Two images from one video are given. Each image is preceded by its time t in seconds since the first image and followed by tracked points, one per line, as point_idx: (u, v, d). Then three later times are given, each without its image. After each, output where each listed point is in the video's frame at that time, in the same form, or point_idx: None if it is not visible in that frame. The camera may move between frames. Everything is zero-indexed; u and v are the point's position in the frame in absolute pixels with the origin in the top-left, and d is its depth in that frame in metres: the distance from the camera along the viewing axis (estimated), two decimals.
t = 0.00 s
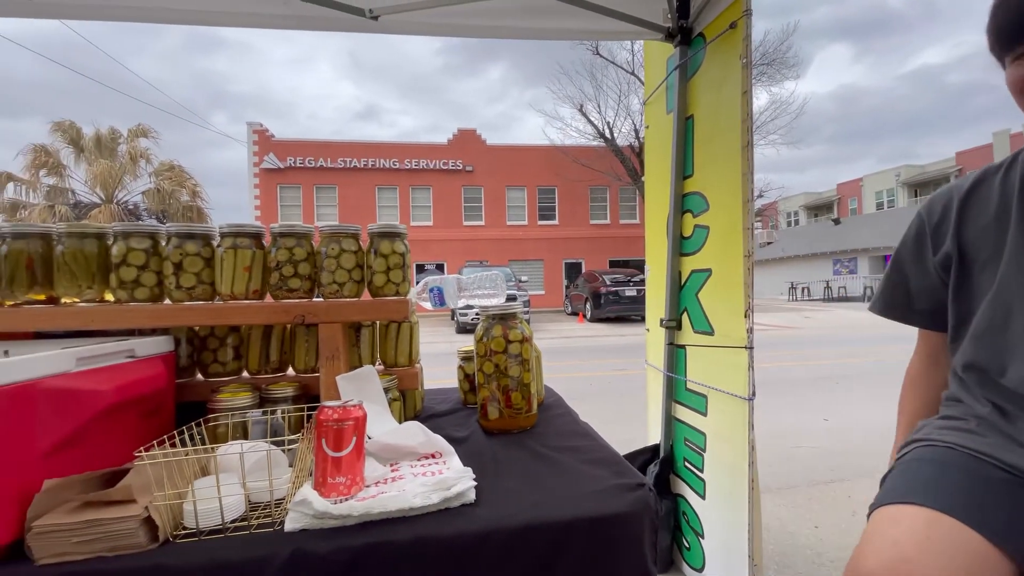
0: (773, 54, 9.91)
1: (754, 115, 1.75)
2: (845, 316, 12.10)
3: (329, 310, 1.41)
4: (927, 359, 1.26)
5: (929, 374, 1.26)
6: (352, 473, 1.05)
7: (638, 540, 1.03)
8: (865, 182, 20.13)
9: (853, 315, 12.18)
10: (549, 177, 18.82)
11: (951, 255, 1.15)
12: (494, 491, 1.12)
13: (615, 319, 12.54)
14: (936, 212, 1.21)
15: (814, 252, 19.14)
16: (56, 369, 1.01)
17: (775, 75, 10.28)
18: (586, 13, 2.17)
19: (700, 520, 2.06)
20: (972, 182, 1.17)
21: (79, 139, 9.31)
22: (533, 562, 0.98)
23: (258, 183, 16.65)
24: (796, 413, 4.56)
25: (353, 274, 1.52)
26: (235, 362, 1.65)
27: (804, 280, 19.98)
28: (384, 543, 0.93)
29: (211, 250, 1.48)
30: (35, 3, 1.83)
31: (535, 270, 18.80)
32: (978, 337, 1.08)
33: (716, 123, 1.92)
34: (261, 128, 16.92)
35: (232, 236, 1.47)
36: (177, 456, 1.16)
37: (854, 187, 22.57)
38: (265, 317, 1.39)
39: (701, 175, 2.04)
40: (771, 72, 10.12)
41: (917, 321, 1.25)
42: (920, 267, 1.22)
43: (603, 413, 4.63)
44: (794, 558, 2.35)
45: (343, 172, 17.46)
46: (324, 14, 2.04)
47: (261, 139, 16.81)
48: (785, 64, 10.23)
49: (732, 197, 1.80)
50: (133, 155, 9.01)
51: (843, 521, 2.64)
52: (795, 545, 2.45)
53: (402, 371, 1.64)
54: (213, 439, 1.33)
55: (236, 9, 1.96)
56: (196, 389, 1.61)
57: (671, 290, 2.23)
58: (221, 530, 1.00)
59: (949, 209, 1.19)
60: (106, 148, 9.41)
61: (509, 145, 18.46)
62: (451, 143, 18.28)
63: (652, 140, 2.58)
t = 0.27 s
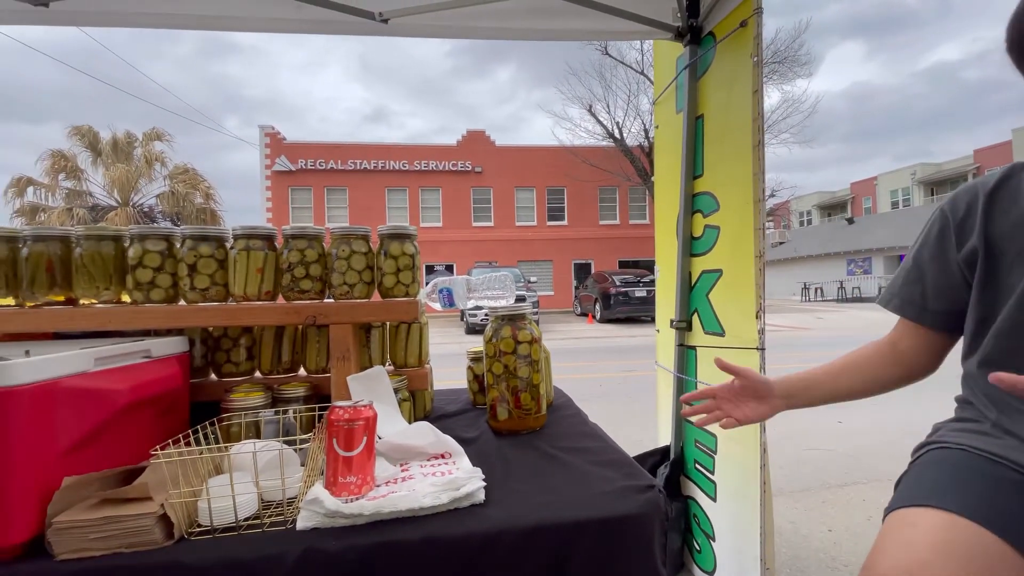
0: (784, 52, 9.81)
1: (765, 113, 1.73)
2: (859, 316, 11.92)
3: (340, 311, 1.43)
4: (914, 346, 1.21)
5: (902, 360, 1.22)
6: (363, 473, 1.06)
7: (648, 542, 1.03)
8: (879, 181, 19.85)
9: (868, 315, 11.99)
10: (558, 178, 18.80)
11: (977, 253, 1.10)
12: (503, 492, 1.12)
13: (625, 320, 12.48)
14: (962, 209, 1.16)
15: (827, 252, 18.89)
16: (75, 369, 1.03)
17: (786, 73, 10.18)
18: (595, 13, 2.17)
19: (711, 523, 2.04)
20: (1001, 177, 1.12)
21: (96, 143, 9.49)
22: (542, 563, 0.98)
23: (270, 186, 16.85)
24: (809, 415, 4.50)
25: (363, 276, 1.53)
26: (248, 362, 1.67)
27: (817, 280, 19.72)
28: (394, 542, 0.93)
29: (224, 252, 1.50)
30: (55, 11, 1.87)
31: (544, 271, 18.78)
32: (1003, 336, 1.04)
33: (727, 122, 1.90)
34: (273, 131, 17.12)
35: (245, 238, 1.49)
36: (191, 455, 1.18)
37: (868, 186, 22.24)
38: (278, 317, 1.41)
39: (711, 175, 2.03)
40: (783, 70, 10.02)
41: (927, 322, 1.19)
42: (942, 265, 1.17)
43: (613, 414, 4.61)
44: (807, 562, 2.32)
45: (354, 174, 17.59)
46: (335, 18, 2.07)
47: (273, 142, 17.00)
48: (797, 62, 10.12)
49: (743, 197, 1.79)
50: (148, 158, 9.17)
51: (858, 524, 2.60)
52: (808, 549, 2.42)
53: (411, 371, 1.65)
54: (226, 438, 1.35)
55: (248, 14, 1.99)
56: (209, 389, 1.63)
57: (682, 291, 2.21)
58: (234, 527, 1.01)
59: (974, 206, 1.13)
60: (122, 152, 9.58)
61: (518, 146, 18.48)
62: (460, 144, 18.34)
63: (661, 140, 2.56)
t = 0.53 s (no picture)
0: (790, 51, 9.76)
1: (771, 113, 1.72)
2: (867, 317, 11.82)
3: (346, 311, 1.44)
4: (912, 335, 1.21)
5: (897, 346, 1.21)
6: (368, 473, 1.06)
7: (655, 542, 1.03)
8: (888, 180, 19.67)
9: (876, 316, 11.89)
10: (563, 178, 18.79)
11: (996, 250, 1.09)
12: (508, 493, 1.12)
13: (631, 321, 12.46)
14: (981, 205, 1.14)
15: (835, 253, 18.75)
16: (85, 369, 1.04)
17: (793, 73, 10.12)
18: (600, 14, 2.17)
19: (717, 525, 2.03)
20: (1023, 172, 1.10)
21: (106, 145, 9.60)
22: (548, 563, 0.98)
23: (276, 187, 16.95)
24: (816, 417, 4.47)
25: (369, 277, 1.54)
26: (255, 363, 1.69)
27: (824, 281, 19.57)
28: (400, 542, 0.94)
29: (231, 253, 1.51)
30: (65, 15, 1.90)
31: (549, 272, 18.77)
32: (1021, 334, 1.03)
33: (732, 122, 1.89)
34: (280, 132, 17.22)
35: (252, 240, 1.50)
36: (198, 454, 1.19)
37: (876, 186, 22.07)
38: (285, 318, 1.42)
39: (716, 175, 2.03)
40: (789, 70, 9.97)
41: (934, 316, 1.18)
42: (957, 260, 1.15)
43: (618, 416, 4.60)
44: (814, 565, 2.30)
45: (359, 175, 17.67)
46: (341, 20, 2.08)
47: (280, 144, 17.12)
48: (803, 62, 10.06)
49: (749, 197, 1.78)
50: (156, 160, 9.25)
51: (866, 527, 2.58)
52: (816, 552, 2.40)
53: (417, 372, 1.66)
54: (233, 438, 1.36)
55: (255, 16, 2.01)
56: (216, 390, 1.64)
57: (687, 292, 2.21)
58: (241, 527, 1.02)
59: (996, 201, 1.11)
60: (130, 154, 9.68)
61: (523, 147, 18.48)
62: (465, 145, 18.38)
63: (667, 140, 2.56)
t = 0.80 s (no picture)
0: (794, 52, 9.74)
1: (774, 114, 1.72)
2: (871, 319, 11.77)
3: (350, 312, 1.44)
4: (919, 336, 1.21)
5: (904, 348, 1.21)
6: (372, 474, 1.06)
7: (658, 543, 1.03)
8: (892, 181, 19.60)
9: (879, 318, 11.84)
10: (566, 179, 18.78)
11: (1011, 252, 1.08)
12: (511, 493, 1.12)
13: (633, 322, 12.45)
14: (997, 206, 1.12)
15: (839, 253, 18.69)
16: (91, 369, 1.05)
17: (796, 73, 10.10)
18: (603, 14, 2.17)
19: (720, 526, 2.03)
20: None
21: (111, 146, 9.66)
22: (551, 564, 0.98)
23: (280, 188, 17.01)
24: (819, 418, 4.46)
25: (372, 277, 1.55)
26: (259, 363, 1.70)
27: (828, 282, 19.50)
28: (403, 542, 0.94)
29: (236, 253, 1.52)
30: (72, 17, 1.91)
31: (551, 272, 18.76)
32: None
33: (735, 123, 1.89)
34: (283, 133, 17.29)
35: (257, 240, 1.51)
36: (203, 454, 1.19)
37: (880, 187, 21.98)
38: (289, 318, 1.42)
39: (719, 176, 2.03)
40: (792, 70, 9.95)
41: (946, 316, 1.17)
42: (971, 261, 1.15)
43: (621, 416, 4.60)
44: (818, 567, 2.30)
45: (362, 176, 17.72)
46: (346, 21, 2.09)
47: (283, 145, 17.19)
48: (807, 62, 10.03)
49: (752, 198, 1.78)
50: (161, 161, 9.29)
51: (870, 529, 2.57)
52: (820, 553, 2.40)
53: (420, 372, 1.67)
54: (237, 438, 1.36)
55: (260, 18, 2.02)
56: (221, 390, 1.65)
57: (690, 293, 2.20)
58: (245, 526, 1.03)
59: (1009, 201, 1.10)
60: (136, 155, 9.74)
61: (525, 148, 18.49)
62: (468, 146, 18.41)
63: (670, 141, 2.56)
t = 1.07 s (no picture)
0: (794, 53, 9.74)
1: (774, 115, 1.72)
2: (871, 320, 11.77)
3: (350, 312, 1.44)
4: (915, 332, 1.20)
5: (899, 345, 1.21)
6: (371, 474, 1.06)
7: (658, 544, 1.03)
8: (892, 182, 19.60)
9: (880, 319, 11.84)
10: (566, 179, 18.79)
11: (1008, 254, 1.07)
12: (511, 494, 1.12)
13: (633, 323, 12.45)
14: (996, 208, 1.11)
15: (839, 254, 18.68)
16: (90, 369, 1.05)
17: (797, 74, 10.10)
18: (603, 15, 2.17)
19: (720, 527, 2.03)
20: None
21: (112, 146, 9.67)
22: (551, 565, 0.98)
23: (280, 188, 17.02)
24: (819, 419, 4.46)
25: (373, 278, 1.55)
26: (259, 363, 1.70)
27: (828, 283, 19.49)
28: (403, 542, 0.94)
29: (236, 254, 1.52)
30: (73, 17, 1.91)
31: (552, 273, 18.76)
32: None
33: (736, 124, 1.89)
34: (284, 133, 17.30)
35: (257, 240, 1.51)
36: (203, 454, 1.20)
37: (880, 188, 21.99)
38: (289, 319, 1.42)
39: (719, 177, 2.03)
40: (793, 71, 9.96)
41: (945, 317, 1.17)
42: (969, 263, 1.14)
43: (621, 417, 4.60)
44: (818, 568, 2.29)
45: (363, 176, 17.73)
46: (346, 22, 2.09)
47: (284, 145, 17.20)
48: (807, 63, 10.03)
49: (752, 199, 1.78)
50: (161, 161, 9.29)
51: (870, 530, 2.57)
52: (819, 555, 2.39)
53: (420, 373, 1.67)
54: (237, 438, 1.37)
55: (261, 18, 2.02)
56: (221, 390, 1.65)
57: (690, 294, 2.21)
58: (245, 527, 1.03)
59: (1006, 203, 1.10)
60: (136, 155, 9.74)
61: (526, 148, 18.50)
62: (468, 147, 18.41)
63: (670, 142, 2.56)
